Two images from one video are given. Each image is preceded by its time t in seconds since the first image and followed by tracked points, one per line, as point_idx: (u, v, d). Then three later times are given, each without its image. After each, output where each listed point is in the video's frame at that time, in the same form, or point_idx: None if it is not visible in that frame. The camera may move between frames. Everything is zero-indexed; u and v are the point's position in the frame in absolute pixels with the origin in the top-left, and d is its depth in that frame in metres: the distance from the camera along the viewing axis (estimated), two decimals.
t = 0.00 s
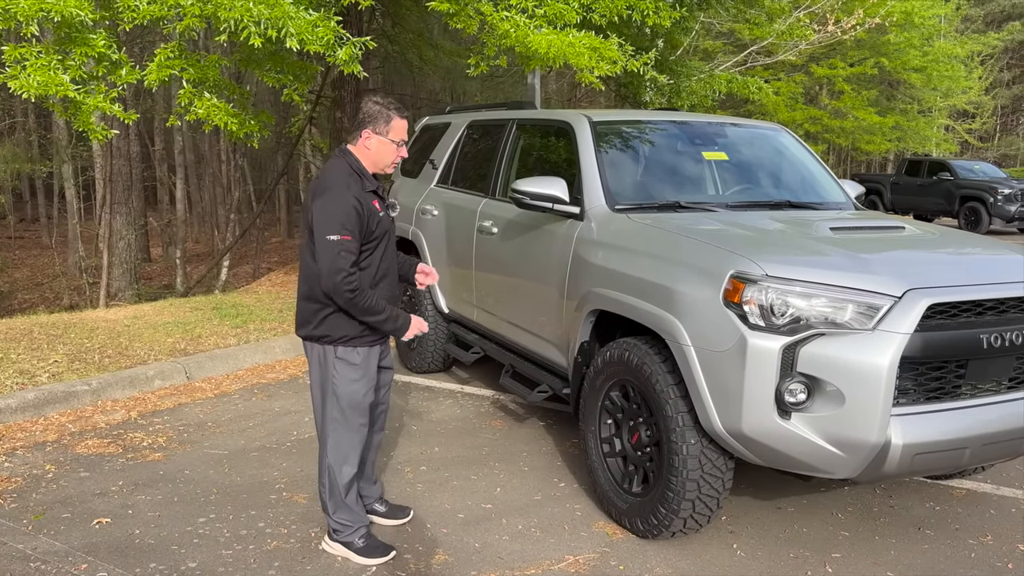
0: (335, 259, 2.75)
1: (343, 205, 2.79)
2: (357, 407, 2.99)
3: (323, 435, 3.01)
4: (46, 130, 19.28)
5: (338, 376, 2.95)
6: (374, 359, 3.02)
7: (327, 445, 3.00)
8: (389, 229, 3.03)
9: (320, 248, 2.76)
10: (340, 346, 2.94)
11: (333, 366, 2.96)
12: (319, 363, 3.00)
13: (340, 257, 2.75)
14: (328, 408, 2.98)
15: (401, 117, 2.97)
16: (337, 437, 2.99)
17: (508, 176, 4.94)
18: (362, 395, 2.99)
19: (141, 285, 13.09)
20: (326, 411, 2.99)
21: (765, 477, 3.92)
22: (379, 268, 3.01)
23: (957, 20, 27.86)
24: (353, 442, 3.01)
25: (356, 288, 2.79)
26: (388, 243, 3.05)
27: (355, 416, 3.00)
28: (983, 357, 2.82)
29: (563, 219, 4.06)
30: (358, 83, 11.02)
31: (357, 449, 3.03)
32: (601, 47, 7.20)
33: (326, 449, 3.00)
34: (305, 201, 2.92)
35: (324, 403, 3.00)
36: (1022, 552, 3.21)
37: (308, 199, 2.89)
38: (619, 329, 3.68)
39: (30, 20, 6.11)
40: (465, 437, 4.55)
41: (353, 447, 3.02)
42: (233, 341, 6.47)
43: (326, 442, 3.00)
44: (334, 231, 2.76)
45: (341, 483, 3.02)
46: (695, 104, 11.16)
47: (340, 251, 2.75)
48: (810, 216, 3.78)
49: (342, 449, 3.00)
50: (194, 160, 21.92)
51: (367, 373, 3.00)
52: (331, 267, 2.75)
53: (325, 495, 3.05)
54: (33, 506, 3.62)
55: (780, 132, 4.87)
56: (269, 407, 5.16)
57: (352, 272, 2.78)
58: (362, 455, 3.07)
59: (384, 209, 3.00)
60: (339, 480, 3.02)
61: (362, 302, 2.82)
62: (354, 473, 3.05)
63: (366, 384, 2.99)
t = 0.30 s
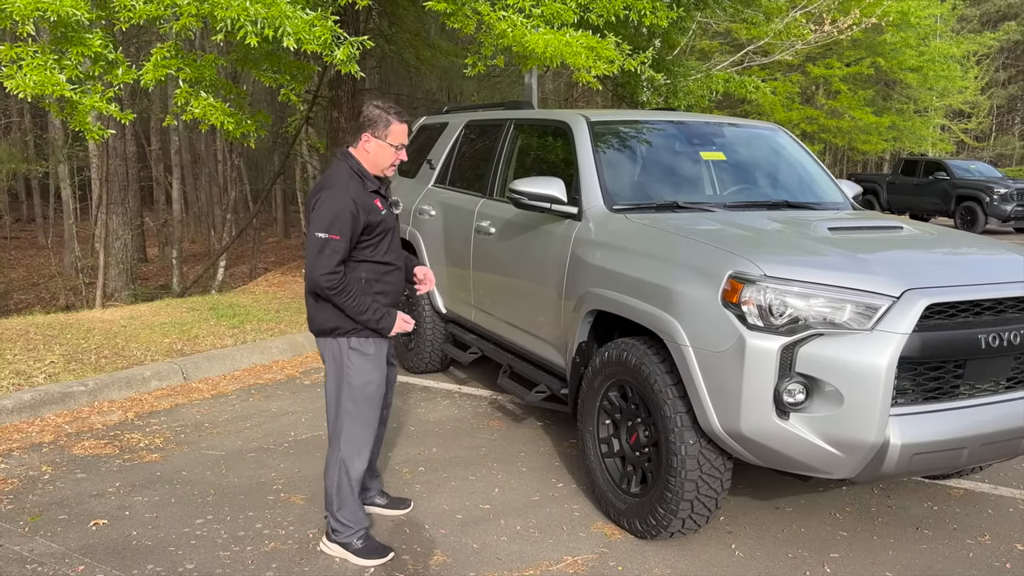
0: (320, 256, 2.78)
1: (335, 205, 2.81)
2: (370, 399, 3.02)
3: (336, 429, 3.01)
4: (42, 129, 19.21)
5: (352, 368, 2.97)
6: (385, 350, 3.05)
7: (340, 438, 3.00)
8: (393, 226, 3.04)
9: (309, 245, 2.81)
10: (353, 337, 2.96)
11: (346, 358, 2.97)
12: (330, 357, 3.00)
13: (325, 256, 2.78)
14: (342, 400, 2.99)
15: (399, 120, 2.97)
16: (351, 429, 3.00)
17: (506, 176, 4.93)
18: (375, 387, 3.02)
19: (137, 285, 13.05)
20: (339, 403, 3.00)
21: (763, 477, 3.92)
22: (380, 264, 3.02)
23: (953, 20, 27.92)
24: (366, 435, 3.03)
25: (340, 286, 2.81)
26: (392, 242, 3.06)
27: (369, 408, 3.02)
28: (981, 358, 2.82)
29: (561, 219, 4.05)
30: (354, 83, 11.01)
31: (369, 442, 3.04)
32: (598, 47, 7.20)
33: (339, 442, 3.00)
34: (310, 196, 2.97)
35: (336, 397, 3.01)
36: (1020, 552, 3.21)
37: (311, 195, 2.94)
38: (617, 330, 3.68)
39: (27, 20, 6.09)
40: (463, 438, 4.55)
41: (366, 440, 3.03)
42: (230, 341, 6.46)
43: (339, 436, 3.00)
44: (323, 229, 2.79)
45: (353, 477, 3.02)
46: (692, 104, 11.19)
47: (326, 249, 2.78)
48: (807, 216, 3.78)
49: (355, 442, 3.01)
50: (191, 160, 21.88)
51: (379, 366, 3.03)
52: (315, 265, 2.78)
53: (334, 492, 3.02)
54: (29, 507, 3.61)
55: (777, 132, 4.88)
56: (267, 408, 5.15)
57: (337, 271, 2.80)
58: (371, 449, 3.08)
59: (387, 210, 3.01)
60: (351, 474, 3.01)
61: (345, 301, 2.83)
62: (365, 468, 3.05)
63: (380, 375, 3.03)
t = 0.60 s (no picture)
0: (323, 251, 2.80)
1: (339, 202, 2.83)
2: (392, 386, 3.03)
3: (358, 419, 3.03)
4: (37, 129, 19.15)
5: (370, 358, 2.98)
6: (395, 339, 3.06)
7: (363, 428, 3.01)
8: (395, 224, 3.05)
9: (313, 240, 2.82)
10: (363, 329, 2.96)
11: (362, 349, 2.98)
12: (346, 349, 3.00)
13: (329, 251, 2.80)
14: (363, 390, 3.00)
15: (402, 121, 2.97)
16: (371, 419, 3.01)
17: (503, 175, 4.93)
18: (394, 373, 3.03)
19: (134, 285, 13.02)
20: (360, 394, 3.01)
21: (761, 476, 3.93)
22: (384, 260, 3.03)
23: (949, 18, 27.97)
24: (388, 423, 3.04)
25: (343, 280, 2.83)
26: (394, 240, 3.07)
27: (390, 397, 3.03)
28: (979, 356, 2.83)
29: (559, 218, 4.05)
30: (350, 82, 11.00)
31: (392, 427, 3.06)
32: (595, 45, 7.21)
33: (361, 432, 3.02)
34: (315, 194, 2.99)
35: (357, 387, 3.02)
36: (1017, 550, 3.22)
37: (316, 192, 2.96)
38: (615, 329, 3.68)
39: (22, 18, 6.07)
40: (461, 437, 4.54)
41: (387, 429, 3.05)
42: (227, 341, 6.45)
43: (361, 426, 3.02)
44: (326, 225, 2.81)
45: (375, 465, 3.04)
46: (689, 103, 11.21)
47: (330, 244, 2.80)
48: (805, 215, 3.78)
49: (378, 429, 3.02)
50: (186, 159, 21.83)
51: (394, 355, 3.04)
52: (317, 259, 2.80)
53: (353, 482, 3.04)
54: (26, 508, 3.60)
55: (774, 130, 4.88)
56: (264, 407, 5.14)
57: (340, 266, 2.82)
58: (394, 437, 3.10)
59: (390, 209, 3.03)
60: (377, 460, 3.04)
61: (348, 293, 2.86)
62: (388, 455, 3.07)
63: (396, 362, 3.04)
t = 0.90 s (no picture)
0: (332, 246, 2.84)
1: (344, 197, 2.87)
2: (395, 379, 3.14)
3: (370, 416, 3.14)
4: (32, 128, 19.07)
5: (374, 355, 3.07)
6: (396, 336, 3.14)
7: (376, 422, 3.13)
8: (397, 220, 3.09)
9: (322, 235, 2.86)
10: (365, 328, 3.04)
11: (365, 347, 3.06)
12: (348, 349, 3.08)
13: (339, 245, 2.84)
14: (368, 387, 3.10)
15: (400, 114, 2.99)
16: (382, 411, 3.13)
17: (500, 174, 4.92)
18: (397, 366, 3.14)
19: (129, 284, 12.97)
20: (366, 390, 3.11)
21: (759, 473, 3.93)
22: (388, 256, 3.07)
23: (945, 17, 28.00)
24: (397, 411, 3.17)
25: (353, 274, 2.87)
26: (398, 236, 3.11)
27: (394, 387, 3.15)
28: (976, 353, 2.83)
29: (556, 216, 4.04)
30: (346, 81, 10.97)
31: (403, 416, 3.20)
32: (591, 44, 7.21)
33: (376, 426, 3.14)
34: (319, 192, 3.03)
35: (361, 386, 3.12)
36: (1014, 547, 3.22)
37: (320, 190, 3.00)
38: (613, 327, 3.67)
39: (17, 17, 6.05)
40: (458, 436, 4.54)
41: (396, 417, 3.17)
42: (223, 340, 6.44)
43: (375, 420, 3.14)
44: (335, 220, 2.85)
45: (394, 452, 3.18)
46: (685, 102, 11.19)
47: (339, 238, 2.84)
48: (802, 213, 3.79)
49: (391, 420, 3.15)
50: (182, 158, 21.77)
51: (396, 350, 3.14)
52: (328, 255, 2.84)
53: (382, 470, 3.21)
54: (21, 508, 3.58)
55: (772, 129, 4.88)
56: (261, 407, 5.13)
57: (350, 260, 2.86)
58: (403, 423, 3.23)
59: (393, 204, 3.06)
60: (394, 448, 3.18)
61: (358, 288, 2.88)
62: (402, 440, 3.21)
63: (398, 357, 3.14)
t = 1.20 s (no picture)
0: (351, 247, 2.85)
1: (360, 196, 2.88)
2: (397, 386, 3.15)
3: (368, 416, 3.16)
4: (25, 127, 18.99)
5: (376, 359, 3.09)
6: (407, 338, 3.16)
7: (375, 424, 3.15)
8: (411, 219, 3.09)
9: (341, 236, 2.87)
10: (373, 329, 3.06)
11: (369, 349, 3.08)
12: (353, 348, 3.11)
13: (359, 245, 2.85)
14: (369, 389, 3.12)
15: (404, 108, 2.97)
16: (381, 413, 3.15)
17: (498, 172, 4.91)
18: (400, 372, 3.14)
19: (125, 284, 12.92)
20: (366, 392, 3.13)
21: (758, 471, 3.93)
22: (403, 255, 3.08)
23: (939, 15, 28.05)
24: (397, 415, 3.17)
25: (375, 272, 2.86)
26: (412, 236, 3.12)
27: (395, 393, 3.15)
28: (976, 350, 2.84)
29: (555, 214, 4.03)
30: (342, 79, 10.96)
31: (403, 422, 3.20)
32: (588, 41, 7.21)
33: (373, 427, 3.16)
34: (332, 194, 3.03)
35: (363, 386, 3.14)
36: (1013, 543, 3.23)
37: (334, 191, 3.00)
38: (612, 325, 3.67)
39: (12, 16, 6.02)
40: (457, 434, 4.54)
41: (397, 420, 3.18)
42: (220, 339, 6.41)
43: (372, 422, 3.15)
44: (353, 221, 2.86)
45: (390, 455, 3.20)
46: (682, 99, 11.19)
47: (358, 239, 2.85)
48: (800, 211, 3.79)
49: (390, 424, 3.17)
50: (176, 157, 21.69)
51: (402, 355, 3.14)
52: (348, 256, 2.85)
53: (381, 470, 3.23)
54: (19, 509, 3.57)
55: (769, 127, 4.88)
56: (259, 406, 5.11)
57: (371, 259, 2.87)
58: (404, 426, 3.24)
59: (406, 203, 3.06)
60: (387, 452, 3.19)
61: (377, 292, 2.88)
62: (400, 444, 3.22)
63: (403, 362, 3.14)
